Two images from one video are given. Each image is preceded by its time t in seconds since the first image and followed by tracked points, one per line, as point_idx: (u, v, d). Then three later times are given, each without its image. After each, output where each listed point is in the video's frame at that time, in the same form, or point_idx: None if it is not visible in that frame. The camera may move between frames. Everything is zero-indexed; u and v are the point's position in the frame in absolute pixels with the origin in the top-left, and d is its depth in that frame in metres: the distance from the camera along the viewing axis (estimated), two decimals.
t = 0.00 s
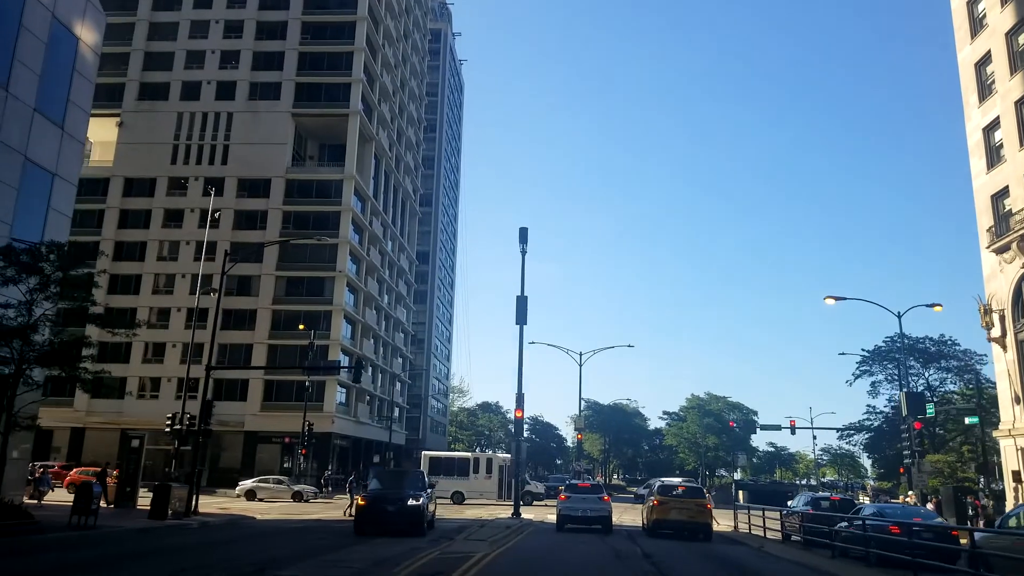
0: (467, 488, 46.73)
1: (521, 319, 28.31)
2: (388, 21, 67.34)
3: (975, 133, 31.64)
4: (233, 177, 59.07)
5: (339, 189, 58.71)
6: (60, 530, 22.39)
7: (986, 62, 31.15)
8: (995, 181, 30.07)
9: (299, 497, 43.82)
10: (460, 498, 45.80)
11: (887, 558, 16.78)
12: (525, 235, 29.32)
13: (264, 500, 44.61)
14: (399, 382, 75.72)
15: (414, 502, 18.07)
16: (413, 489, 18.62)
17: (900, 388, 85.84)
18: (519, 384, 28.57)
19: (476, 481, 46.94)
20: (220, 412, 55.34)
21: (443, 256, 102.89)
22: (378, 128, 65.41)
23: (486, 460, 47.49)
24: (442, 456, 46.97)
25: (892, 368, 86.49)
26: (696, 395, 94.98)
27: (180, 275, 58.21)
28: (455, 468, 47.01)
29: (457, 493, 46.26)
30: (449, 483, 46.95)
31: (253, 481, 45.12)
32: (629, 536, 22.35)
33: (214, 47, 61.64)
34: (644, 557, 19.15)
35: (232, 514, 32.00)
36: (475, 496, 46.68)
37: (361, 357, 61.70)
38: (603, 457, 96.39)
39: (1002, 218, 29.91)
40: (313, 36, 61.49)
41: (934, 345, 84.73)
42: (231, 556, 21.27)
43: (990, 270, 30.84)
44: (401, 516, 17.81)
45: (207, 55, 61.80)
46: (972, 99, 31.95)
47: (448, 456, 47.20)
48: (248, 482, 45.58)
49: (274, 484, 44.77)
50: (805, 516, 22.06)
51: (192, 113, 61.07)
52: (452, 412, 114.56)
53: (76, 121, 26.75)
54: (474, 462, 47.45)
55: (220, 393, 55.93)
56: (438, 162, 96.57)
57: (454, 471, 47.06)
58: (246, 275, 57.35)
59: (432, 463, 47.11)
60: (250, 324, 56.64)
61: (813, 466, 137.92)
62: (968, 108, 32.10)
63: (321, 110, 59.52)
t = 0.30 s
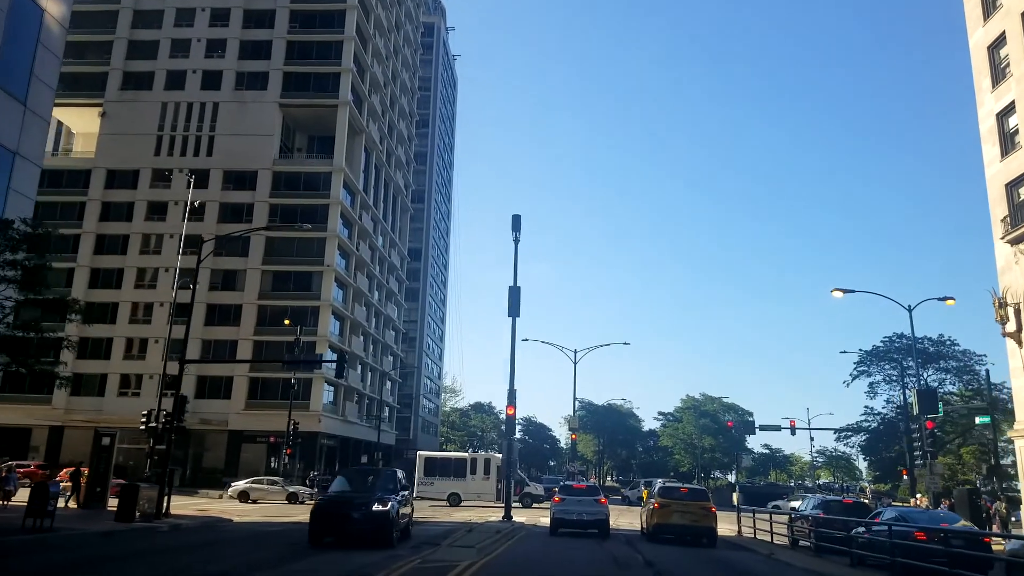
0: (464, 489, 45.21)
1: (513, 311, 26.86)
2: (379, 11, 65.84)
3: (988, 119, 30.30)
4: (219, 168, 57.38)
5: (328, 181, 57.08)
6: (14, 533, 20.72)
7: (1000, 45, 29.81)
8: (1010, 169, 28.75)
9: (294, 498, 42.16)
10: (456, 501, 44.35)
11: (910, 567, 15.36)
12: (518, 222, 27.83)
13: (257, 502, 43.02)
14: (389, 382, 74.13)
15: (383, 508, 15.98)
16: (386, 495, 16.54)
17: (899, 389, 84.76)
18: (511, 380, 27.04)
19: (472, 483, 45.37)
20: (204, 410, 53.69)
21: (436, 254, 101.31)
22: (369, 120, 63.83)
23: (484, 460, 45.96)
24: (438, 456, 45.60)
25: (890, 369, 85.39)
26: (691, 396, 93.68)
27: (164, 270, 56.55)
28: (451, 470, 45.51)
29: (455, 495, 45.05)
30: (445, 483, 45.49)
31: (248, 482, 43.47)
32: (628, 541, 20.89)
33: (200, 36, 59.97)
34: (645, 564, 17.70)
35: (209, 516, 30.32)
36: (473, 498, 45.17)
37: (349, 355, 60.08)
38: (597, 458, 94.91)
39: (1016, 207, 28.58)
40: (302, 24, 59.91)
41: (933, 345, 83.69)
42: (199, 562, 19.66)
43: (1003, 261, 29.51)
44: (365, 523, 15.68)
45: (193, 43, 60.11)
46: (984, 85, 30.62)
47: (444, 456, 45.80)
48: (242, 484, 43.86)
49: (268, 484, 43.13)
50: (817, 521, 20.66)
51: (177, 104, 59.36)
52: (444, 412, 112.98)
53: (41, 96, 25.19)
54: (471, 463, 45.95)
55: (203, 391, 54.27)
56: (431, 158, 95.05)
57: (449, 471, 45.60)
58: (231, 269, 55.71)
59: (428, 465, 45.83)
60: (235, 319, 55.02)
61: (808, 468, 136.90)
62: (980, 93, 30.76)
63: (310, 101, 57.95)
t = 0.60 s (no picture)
0: (462, 490, 43.80)
1: (507, 303, 25.42)
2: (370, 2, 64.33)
3: (1003, 103, 28.97)
4: (205, 161, 55.83)
5: (317, 174, 55.53)
6: None
7: (1016, 26, 28.49)
8: None
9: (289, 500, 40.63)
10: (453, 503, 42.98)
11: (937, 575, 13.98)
12: (511, 209, 26.34)
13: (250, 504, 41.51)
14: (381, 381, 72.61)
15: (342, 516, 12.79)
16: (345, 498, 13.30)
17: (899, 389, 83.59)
18: (504, 375, 25.62)
19: (469, 484, 43.88)
20: (189, 409, 52.17)
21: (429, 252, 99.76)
22: (359, 112, 62.32)
23: (483, 461, 44.39)
24: (434, 456, 44.21)
25: (890, 368, 84.23)
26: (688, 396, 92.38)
27: (148, 265, 54.99)
28: (448, 471, 44.05)
29: (452, 496, 43.73)
30: (442, 484, 44.08)
31: (243, 484, 41.85)
32: (628, 546, 19.49)
33: (185, 25, 58.40)
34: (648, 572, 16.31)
35: (186, 519, 28.78)
36: (470, 500, 43.72)
37: (338, 353, 58.58)
38: (593, 459, 93.51)
39: None
40: (291, 14, 58.40)
41: (932, 344, 82.57)
42: (165, 569, 18.13)
43: (1020, 251, 28.18)
44: (316, 534, 12.45)
45: (178, 33, 58.56)
46: (999, 67, 29.29)
47: (441, 457, 44.40)
48: (236, 486, 42.31)
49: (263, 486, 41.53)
50: (830, 526, 19.28)
51: (161, 95, 57.77)
52: (437, 412, 111.58)
53: (2, 73, 23.61)
54: (470, 463, 44.50)
55: (188, 390, 52.79)
56: (424, 153, 93.54)
57: (447, 472, 44.14)
58: (216, 264, 54.21)
59: (424, 465, 44.43)
60: (221, 316, 53.49)
61: (804, 468, 135.87)
62: (994, 76, 29.44)
63: (299, 92, 56.45)
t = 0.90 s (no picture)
0: (460, 490, 42.32)
1: (500, 291, 24.04)
2: None
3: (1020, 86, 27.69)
4: (191, 151, 54.31)
5: (306, 165, 54.01)
6: None
7: None
8: None
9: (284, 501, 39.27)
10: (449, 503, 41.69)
11: None
12: (505, 192, 24.86)
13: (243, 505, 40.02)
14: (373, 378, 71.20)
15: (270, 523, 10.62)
16: (277, 502, 11.14)
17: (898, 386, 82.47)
18: (496, 367, 24.21)
19: (467, 483, 42.45)
20: (174, 406, 50.69)
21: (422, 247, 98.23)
22: (350, 102, 60.75)
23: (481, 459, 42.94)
24: (432, 454, 42.88)
25: (889, 366, 83.12)
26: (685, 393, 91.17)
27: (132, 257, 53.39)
28: (446, 469, 42.71)
29: (450, 496, 42.32)
30: (439, 483, 42.71)
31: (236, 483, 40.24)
32: (629, 550, 18.17)
33: (171, 11, 56.89)
34: None
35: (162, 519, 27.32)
36: (468, 499, 42.34)
37: (328, 349, 57.09)
38: (588, 458, 92.20)
39: None
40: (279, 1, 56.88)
41: (932, 341, 81.47)
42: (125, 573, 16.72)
43: None
44: (236, 545, 10.27)
45: (163, 20, 57.04)
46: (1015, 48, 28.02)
47: (438, 455, 43.04)
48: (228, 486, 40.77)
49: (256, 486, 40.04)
50: (847, 527, 17.95)
51: (146, 83, 56.20)
52: (431, 410, 110.13)
53: None
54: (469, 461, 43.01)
55: (173, 386, 51.30)
56: (417, 147, 91.99)
57: (445, 471, 42.76)
58: (202, 257, 52.69)
59: (420, 464, 43.07)
60: (206, 310, 52.00)
61: (800, 467, 134.88)
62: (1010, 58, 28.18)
63: (287, 80, 54.95)
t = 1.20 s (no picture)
0: (459, 487, 41.04)
1: (492, 277, 22.69)
2: None
3: None
4: (176, 140, 52.82)
5: (294, 155, 52.53)
6: None
7: None
8: None
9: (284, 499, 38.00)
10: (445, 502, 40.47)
11: None
12: (498, 172, 23.42)
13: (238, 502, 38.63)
14: (365, 374, 69.81)
15: (129, 539, 7.28)
16: (148, 507, 7.77)
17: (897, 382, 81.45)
18: (489, 358, 22.90)
19: (465, 480, 41.18)
20: (159, 403, 49.24)
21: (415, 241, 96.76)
22: (340, 91, 59.30)
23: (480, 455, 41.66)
24: (430, 450, 41.53)
25: (888, 361, 82.07)
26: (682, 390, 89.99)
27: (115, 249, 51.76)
28: (444, 466, 41.36)
29: (448, 494, 41.00)
30: (437, 481, 41.33)
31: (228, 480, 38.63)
32: (631, 551, 16.88)
33: None
34: None
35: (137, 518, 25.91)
36: (467, 497, 41.11)
37: (317, 344, 55.70)
38: (583, 455, 90.98)
39: None
40: None
41: (932, 336, 80.42)
42: None
43: None
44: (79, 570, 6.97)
45: (148, 6, 55.52)
46: None
47: (436, 451, 41.71)
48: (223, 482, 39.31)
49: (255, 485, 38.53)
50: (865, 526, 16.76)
51: (130, 70, 54.64)
52: (425, 408, 108.74)
53: None
54: (467, 458, 41.68)
55: (157, 382, 49.82)
56: (410, 140, 90.54)
57: (444, 468, 41.40)
58: (187, 249, 51.24)
59: (417, 461, 41.60)
60: (192, 304, 50.55)
61: (797, 464, 134.10)
62: None
63: (275, 68, 53.48)
